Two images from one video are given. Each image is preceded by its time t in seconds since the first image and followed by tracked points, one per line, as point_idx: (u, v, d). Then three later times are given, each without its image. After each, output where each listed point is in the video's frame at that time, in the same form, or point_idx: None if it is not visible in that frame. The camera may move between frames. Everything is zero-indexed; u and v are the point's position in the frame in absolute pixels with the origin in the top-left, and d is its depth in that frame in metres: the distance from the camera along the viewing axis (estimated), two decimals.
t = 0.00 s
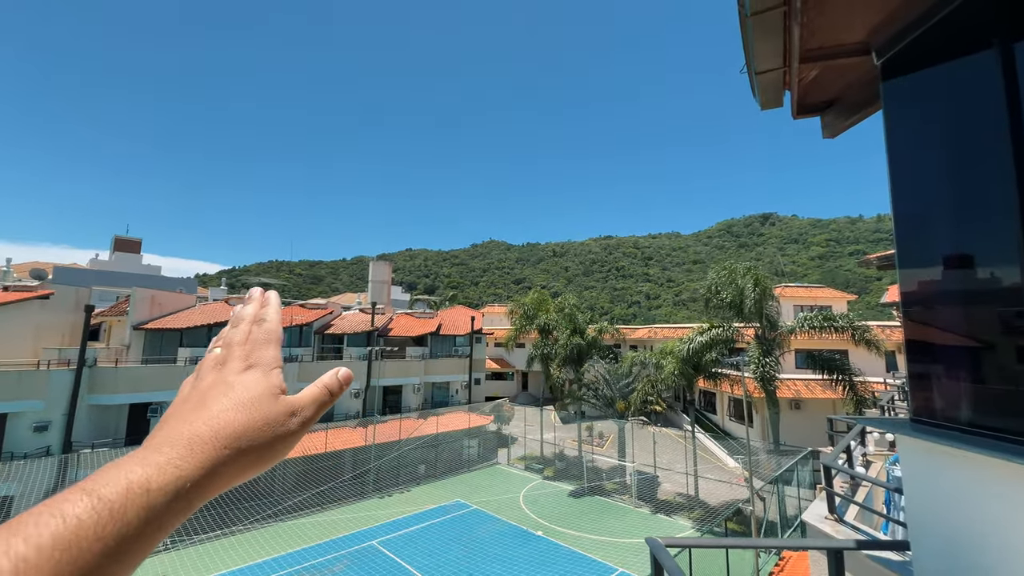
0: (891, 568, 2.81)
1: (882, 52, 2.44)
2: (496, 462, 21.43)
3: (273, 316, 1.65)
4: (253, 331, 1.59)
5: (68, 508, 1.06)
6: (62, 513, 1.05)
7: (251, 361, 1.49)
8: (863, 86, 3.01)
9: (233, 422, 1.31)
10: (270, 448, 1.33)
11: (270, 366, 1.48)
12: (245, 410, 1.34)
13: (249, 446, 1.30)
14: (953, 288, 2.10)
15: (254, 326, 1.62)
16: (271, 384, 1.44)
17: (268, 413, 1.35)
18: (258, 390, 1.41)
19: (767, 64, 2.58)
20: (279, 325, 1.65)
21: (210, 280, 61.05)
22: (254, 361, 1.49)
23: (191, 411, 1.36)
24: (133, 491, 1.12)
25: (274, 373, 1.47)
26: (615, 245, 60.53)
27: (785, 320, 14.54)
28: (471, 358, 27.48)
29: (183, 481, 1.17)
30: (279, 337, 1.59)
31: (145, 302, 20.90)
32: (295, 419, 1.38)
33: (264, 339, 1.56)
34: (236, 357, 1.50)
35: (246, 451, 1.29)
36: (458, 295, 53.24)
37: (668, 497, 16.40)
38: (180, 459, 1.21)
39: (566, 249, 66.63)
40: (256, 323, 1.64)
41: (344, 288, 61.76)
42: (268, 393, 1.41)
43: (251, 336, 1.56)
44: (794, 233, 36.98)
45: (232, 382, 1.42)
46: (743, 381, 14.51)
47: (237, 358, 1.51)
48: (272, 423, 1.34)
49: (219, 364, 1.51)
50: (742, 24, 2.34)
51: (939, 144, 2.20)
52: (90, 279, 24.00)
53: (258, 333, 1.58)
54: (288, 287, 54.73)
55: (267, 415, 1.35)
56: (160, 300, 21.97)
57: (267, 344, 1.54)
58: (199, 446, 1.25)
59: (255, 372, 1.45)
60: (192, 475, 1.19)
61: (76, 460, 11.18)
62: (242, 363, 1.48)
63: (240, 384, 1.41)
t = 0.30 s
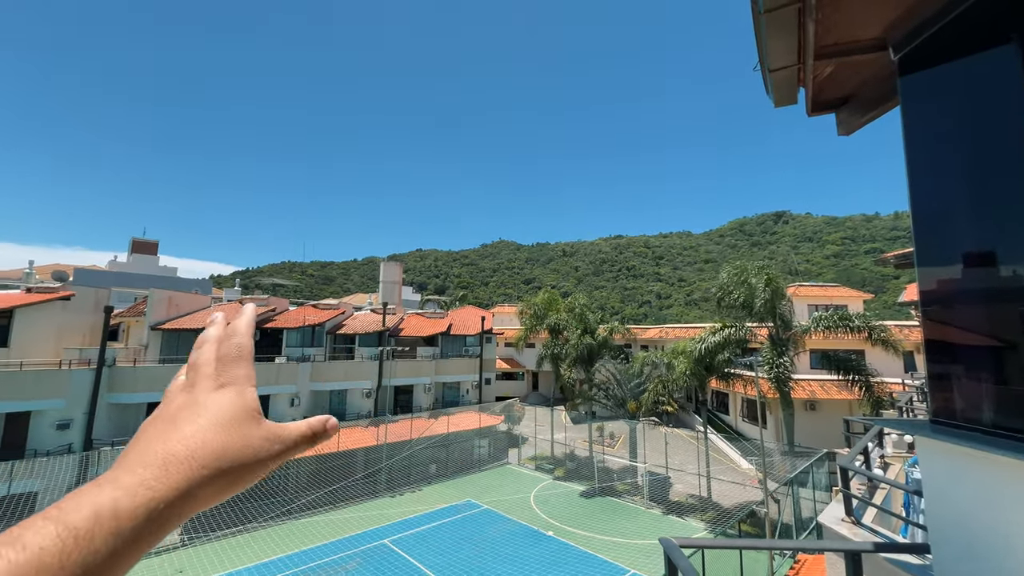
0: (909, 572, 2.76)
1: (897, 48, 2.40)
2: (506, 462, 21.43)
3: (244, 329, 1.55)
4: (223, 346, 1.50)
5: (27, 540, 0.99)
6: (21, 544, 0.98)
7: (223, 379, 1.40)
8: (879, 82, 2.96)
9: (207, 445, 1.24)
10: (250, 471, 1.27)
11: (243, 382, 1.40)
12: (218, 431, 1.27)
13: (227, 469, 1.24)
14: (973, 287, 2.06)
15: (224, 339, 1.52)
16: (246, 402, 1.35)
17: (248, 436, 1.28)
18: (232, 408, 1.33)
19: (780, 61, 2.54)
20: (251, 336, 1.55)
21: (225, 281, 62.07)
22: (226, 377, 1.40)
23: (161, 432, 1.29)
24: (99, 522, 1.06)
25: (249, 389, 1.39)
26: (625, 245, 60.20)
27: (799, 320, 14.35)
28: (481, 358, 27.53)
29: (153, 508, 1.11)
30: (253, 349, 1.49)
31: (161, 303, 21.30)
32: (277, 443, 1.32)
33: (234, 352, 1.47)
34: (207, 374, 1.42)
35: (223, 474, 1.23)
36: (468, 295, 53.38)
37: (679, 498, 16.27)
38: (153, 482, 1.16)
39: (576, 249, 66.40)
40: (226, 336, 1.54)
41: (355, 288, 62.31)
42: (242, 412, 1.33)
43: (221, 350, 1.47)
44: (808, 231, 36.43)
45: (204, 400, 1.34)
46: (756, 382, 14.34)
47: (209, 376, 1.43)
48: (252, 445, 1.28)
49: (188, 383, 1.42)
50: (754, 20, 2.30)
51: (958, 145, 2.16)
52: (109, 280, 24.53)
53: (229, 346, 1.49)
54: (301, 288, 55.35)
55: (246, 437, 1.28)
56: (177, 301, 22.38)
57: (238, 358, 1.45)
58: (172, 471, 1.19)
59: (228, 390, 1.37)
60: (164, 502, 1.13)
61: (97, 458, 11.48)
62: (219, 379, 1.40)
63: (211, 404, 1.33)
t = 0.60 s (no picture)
0: None
1: (918, 44, 2.34)
2: (519, 462, 21.41)
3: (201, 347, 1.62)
4: (178, 366, 1.57)
5: None
6: None
7: (176, 399, 1.49)
8: (900, 78, 2.89)
9: (152, 467, 1.33)
10: (190, 495, 1.38)
11: (195, 403, 1.49)
12: (166, 452, 1.37)
13: (171, 490, 1.34)
14: (996, 285, 2.01)
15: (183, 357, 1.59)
16: (197, 426, 1.47)
17: (194, 460, 1.39)
18: (183, 430, 1.43)
19: (796, 59, 2.50)
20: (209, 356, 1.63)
21: (243, 283, 63.51)
22: (179, 398, 1.49)
23: (99, 449, 1.34)
24: (25, 540, 1.10)
25: (199, 412, 1.49)
26: (638, 244, 59.73)
27: (817, 320, 14.10)
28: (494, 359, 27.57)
29: (83, 528, 1.17)
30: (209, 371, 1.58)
31: (182, 304, 21.80)
32: (224, 469, 1.46)
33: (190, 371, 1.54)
34: (160, 393, 1.49)
35: (166, 495, 1.33)
36: (480, 296, 53.48)
37: (695, 500, 16.09)
38: (82, 503, 1.20)
39: (589, 249, 66.04)
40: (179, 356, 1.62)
41: (369, 289, 62.90)
42: (192, 435, 1.44)
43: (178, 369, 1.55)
44: (826, 229, 35.70)
45: (154, 420, 1.42)
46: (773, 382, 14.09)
47: (157, 396, 1.50)
48: (199, 469, 1.40)
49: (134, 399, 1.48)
50: (769, 19, 2.27)
51: (980, 148, 2.11)
52: (132, 282, 25.18)
53: (185, 366, 1.56)
54: (316, 290, 56.22)
55: (193, 460, 1.39)
56: (196, 302, 22.88)
57: (194, 379, 1.53)
58: (108, 491, 1.24)
59: (180, 411, 1.46)
60: (96, 520, 1.20)
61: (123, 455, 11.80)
62: (168, 401, 1.49)
63: (161, 425, 1.42)
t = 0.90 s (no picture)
0: None
1: (956, 29, 2.25)
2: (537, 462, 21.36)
3: (160, 359, 1.46)
4: (133, 378, 1.39)
5: None
6: None
7: (128, 410, 1.30)
8: (937, 65, 2.77)
9: (93, 484, 1.12)
10: (142, 515, 1.17)
11: (150, 414, 1.31)
12: (111, 466, 1.15)
13: (117, 511, 1.13)
14: None
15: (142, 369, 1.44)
16: (150, 438, 1.26)
17: (143, 475, 1.18)
18: (133, 442, 1.23)
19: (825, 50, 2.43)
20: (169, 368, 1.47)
21: (265, 284, 65.11)
22: (132, 408, 1.31)
23: (37, 465, 1.14)
24: None
25: (155, 423, 1.30)
26: (655, 243, 59.04)
27: (843, 320, 13.73)
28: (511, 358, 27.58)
29: (6, 554, 0.95)
30: (168, 383, 1.41)
31: (207, 305, 22.39)
32: (181, 487, 1.23)
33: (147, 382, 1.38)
34: (110, 407, 1.32)
35: (109, 516, 1.11)
36: (496, 295, 53.62)
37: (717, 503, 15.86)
38: (8, 525, 1.00)
39: (605, 247, 65.53)
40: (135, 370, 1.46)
41: (387, 289, 63.68)
42: (144, 448, 1.23)
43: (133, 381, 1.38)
44: (852, 225, 34.65)
45: (98, 433, 1.23)
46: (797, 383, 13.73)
47: (108, 410, 1.32)
48: (149, 486, 1.18)
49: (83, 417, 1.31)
50: (798, 9, 2.22)
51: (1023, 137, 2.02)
52: (159, 284, 25.97)
53: (140, 377, 1.39)
54: (335, 290, 57.20)
55: (141, 476, 1.18)
56: (220, 303, 23.46)
57: (149, 390, 1.35)
58: (43, 508, 1.05)
59: (130, 422, 1.27)
60: (24, 545, 0.98)
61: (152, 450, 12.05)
62: (120, 414, 1.30)
63: (106, 436, 1.22)
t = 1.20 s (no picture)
0: None
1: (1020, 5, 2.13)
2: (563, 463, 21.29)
3: (141, 395, 1.44)
4: (115, 416, 1.37)
5: None
6: None
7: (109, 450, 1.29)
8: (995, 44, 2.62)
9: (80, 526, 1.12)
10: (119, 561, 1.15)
11: (130, 453, 1.29)
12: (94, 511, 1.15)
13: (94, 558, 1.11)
14: None
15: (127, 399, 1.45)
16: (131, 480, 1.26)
17: (122, 519, 1.17)
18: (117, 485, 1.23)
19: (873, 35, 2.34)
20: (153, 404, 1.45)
21: (296, 287, 67.35)
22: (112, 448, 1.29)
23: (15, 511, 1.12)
24: None
25: (136, 463, 1.28)
26: (683, 241, 57.83)
27: (885, 319, 13.11)
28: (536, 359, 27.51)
29: None
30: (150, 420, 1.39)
31: (242, 307, 23.25)
32: (161, 529, 1.23)
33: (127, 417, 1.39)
34: (92, 445, 1.30)
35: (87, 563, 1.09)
36: (521, 295, 53.64)
37: (750, 508, 15.51)
38: None
39: (631, 246, 64.59)
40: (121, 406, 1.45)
41: (413, 290, 64.64)
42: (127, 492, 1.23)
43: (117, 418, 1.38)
44: (893, 219, 33.04)
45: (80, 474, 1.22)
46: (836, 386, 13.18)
47: (89, 449, 1.29)
48: (129, 531, 1.17)
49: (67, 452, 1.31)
50: None
51: None
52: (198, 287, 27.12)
53: (122, 416, 1.38)
54: (363, 292, 58.43)
55: (120, 521, 1.16)
56: (254, 305, 24.31)
57: (131, 427, 1.34)
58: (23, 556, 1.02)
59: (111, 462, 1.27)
60: None
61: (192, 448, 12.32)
62: (100, 454, 1.28)
63: (85, 481, 1.21)
